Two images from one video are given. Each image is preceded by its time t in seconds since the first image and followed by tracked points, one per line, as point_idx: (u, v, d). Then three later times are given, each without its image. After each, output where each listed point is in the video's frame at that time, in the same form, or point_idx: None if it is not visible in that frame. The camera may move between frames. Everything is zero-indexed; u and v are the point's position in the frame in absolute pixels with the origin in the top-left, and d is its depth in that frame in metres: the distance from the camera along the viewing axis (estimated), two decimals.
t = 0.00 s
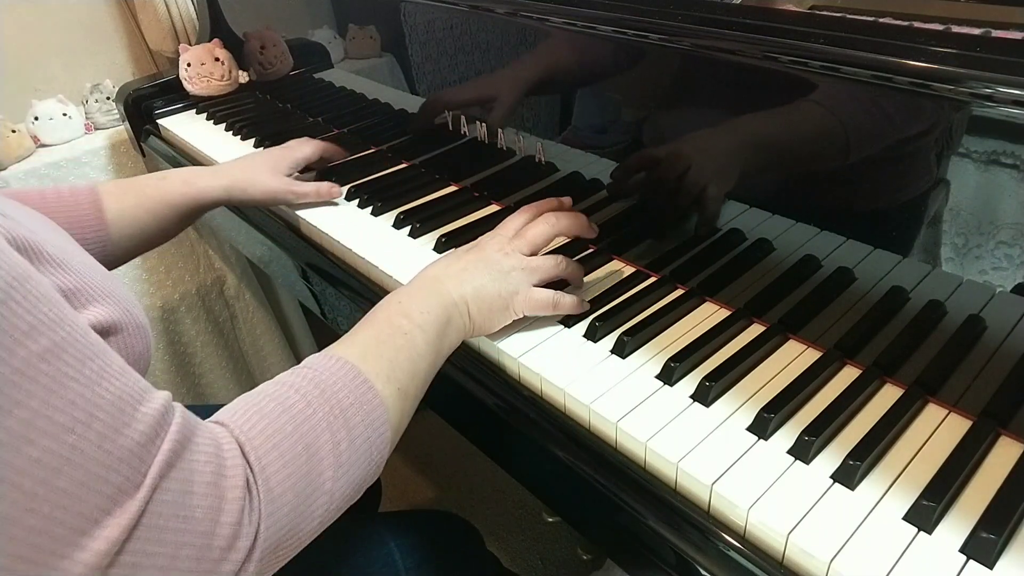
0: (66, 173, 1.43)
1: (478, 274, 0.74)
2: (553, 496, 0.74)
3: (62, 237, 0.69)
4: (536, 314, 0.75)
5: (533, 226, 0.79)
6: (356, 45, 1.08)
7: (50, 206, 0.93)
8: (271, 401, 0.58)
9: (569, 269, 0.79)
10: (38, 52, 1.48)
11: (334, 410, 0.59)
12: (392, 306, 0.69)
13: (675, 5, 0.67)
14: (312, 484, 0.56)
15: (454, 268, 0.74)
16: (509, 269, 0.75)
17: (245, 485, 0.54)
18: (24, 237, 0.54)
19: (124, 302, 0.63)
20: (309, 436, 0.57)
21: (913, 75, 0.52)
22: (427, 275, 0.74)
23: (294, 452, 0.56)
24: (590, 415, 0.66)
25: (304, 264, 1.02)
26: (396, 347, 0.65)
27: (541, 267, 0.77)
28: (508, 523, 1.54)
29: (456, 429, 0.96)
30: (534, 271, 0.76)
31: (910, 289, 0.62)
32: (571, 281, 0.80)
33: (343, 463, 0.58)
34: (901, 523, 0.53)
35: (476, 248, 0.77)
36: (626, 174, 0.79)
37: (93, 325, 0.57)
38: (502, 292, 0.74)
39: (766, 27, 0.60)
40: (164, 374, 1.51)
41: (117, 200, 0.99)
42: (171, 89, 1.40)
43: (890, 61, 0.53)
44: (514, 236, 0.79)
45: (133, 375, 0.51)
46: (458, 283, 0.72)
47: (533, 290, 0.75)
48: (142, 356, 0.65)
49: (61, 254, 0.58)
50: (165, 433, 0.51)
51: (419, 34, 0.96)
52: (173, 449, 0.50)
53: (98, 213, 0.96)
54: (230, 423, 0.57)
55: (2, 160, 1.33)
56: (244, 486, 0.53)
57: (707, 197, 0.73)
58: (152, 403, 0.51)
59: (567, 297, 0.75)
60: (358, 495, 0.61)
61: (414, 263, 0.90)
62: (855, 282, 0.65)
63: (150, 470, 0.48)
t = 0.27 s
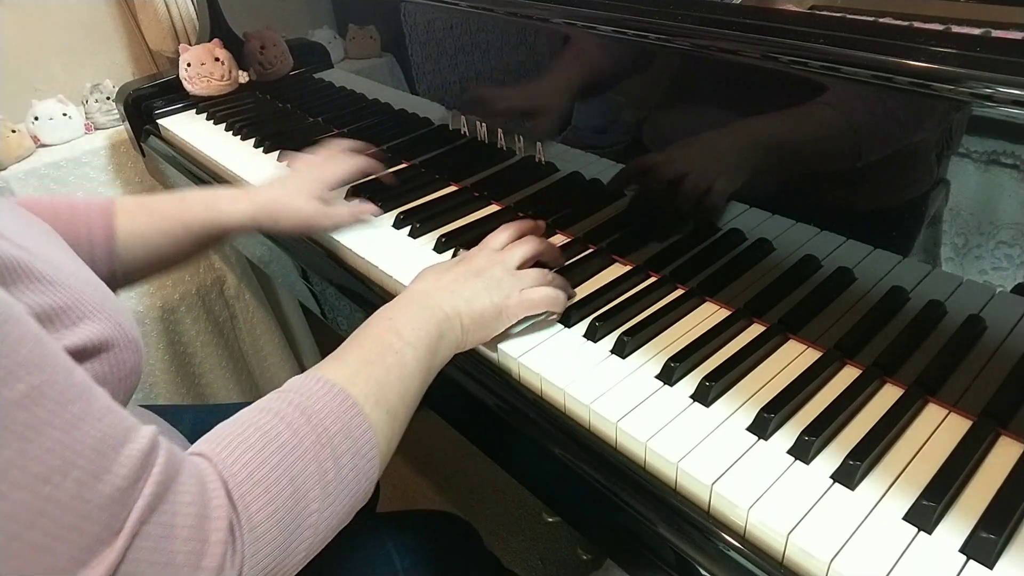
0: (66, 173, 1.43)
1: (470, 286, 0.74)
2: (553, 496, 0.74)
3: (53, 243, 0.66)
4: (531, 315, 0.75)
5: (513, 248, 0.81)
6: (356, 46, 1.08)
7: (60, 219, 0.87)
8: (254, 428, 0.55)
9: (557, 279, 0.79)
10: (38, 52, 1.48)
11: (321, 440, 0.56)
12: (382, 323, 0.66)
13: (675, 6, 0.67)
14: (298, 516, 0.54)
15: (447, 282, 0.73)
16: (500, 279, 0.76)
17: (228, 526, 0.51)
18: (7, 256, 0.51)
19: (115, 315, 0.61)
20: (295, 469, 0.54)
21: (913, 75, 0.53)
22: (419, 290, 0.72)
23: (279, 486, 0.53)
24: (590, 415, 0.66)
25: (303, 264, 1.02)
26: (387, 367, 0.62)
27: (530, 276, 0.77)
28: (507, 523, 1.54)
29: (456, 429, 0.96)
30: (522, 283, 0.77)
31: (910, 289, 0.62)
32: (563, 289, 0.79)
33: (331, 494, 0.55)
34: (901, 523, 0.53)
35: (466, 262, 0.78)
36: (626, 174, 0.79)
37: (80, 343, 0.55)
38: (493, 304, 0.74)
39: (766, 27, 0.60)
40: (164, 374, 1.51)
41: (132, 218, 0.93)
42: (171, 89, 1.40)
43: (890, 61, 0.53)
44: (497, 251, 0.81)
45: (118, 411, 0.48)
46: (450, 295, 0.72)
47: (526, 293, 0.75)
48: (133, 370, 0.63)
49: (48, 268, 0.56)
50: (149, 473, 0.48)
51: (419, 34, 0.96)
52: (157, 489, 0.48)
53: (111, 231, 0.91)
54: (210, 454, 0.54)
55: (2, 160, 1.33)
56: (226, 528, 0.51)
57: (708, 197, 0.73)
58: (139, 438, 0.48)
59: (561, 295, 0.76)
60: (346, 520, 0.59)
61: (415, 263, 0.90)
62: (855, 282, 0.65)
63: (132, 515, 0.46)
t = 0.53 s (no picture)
0: (66, 173, 1.43)
1: (452, 293, 0.73)
2: (553, 496, 0.74)
3: (59, 254, 0.65)
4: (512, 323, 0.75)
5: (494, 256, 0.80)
6: (356, 46, 1.08)
7: (132, 209, 0.90)
8: (224, 452, 0.54)
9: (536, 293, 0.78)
10: (38, 52, 1.48)
11: (295, 463, 0.54)
12: (358, 333, 0.65)
13: (675, 6, 0.67)
14: (272, 543, 0.53)
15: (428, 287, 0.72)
16: (481, 287, 0.75)
17: (198, 557, 0.49)
18: None
19: (106, 331, 0.59)
20: (267, 494, 0.53)
21: (914, 75, 0.53)
22: (397, 294, 0.71)
23: (252, 513, 0.52)
24: (590, 415, 0.66)
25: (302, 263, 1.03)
26: (363, 381, 0.61)
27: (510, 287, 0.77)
28: (508, 523, 1.54)
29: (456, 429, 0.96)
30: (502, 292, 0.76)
31: (910, 289, 0.62)
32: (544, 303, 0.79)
33: (305, 519, 0.54)
34: (902, 523, 0.53)
35: (448, 266, 0.76)
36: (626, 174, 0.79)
37: (60, 363, 0.53)
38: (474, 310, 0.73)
39: (766, 27, 0.60)
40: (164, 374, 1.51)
41: (204, 213, 0.93)
42: (171, 89, 1.40)
43: (890, 61, 0.53)
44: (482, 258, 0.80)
45: (86, 439, 0.46)
46: (431, 303, 0.71)
47: (507, 301, 0.75)
48: (126, 389, 0.61)
49: (34, 282, 0.54)
50: (118, 498, 0.47)
51: (419, 34, 0.96)
52: (128, 511, 0.47)
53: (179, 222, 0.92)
54: (178, 482, 0.52)
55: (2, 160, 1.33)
56: (197, 559, 0.49)
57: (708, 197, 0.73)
58: (107, 464, 0.47)
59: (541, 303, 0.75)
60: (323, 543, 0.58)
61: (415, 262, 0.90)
62: (855, 282, 0.65)
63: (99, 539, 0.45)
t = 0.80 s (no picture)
0: (66, 173, 1.43)
1: (446, 280, 0.73)
2: (553, 496, 0.74)
3: (59, 256, 0.65)
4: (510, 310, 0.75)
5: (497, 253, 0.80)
6: (356, 46, 1.08)
7: (94, 221, 0.90)
8: (226, 448, 0.53)
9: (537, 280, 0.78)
10: (37, 52, 1.48)
11: (299, 458, 0.54)
12: (353, 322, 0.66)
13: (675, 6, 0.67)
14: (279, 536, 0.53)
15: (422, 275, 0.73)
16: (476, 272, 0.76)
17: (209, 556, 0.50)
18: None
19: (107, 332, 0.59)
20: (273, 489, 0.53)
21: (914, 75, 0.53)
22: (393, 283, 0.72)
23: (259, 509, 0.52)
24: (590, 415, 0.66)
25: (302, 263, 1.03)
26: (361, 369, 0.62)
27: (507, 272, 0.77)
28: (507, 523, 1.54)
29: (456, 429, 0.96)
30: (500, 276, 0.76)
31: (910, 289, 0.62)
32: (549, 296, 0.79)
33: (311, 511, 0.54)
34: (902, 523, 0.53)
35: (442, 255, 0.77)
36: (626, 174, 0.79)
37: (59, 364, 0.53)
38: (470, 297, 0.73)
39: (766, 27, 0.60)
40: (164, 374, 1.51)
41: (162, 228, 0.94)
42: (171, 89, 1.40)
43: (890, 61, 0.53)
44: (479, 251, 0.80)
45: (89, 441, 0.47)
46: (425, 290, 0.71)
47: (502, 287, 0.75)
48: (128, 389, 0.61)
49: (33, 283, 0.54)
50: (127, 498, 0.47)
51: (419, 34, 0.96)
52: (139, 510, 0.47)
53: (140, 238, 0.92)
54: (182, 481, 0.52)
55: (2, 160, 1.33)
56: (207, 558, 0.50)
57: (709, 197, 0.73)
58: (113, 466, 0.47)
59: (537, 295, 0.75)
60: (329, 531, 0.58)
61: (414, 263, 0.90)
62: (855, 282, 0.65)
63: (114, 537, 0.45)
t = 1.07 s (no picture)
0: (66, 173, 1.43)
1: (438, 296, 0.71)
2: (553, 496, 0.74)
3: (55, 250, 0.65)
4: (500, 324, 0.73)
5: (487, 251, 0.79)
6: (356, 46, 1.09)
7: (93, 193, 0.90)
8: (215, 455, 0.53)
9: (527, 287, 0.77)
10: (37, 52, 1.48)
11: (287, 465, 0.54)
12: (343, 336, 0.64)
13: (675, 5, 0.67)
14: (264, 546, 0.52)
15: (413, 289, 0.71)
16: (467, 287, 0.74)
17: (189, 556, 0.49)
18: None
19: (101, 326, 0.59)
20: (261, 495, 0.52)
21: (914, 75, 0.53)
22: (384, 297, 0.70)
23: (244, 514, 0.51)
24: (590, 415, 0.66)
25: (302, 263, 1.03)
26: (349, 385, 0.60)
27: (499, 283, 0.75)
28: (507, 523, 1.54)
29: (455, 429, 0.96)
30: (490, 288, 0.75)
31: (910, 289, 0.62)
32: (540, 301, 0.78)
33: (297, 520, 0.54)
34: (902, 523, 0.53)
35: (433, 269, 0.75)
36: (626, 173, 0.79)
37: (50, 359, 0.53)
38: (461, 312, 0.72)
39: (766, 27, 0.60)
40: (164, 374, 1.51)
41: (167, 193, 0.93)
42: (171, 89, 1.40)
43: (890, 61, 0.53)
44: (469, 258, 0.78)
45: (76, 444, 0.46)
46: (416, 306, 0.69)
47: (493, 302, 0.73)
48: (122, 383, 0.61)
49: (25, 278, 0.54)
50: (109, 504, 0.46)
51: (419, 34, 0.96)
52: (120, 517, 0.46)
53: (142, 204, 0.92)
54: (168, 483, 0.51)
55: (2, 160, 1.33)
56: (187, 558, 0.49)
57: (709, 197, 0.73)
58: (97, 470, 0.46)
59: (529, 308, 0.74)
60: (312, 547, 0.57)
61: (415, 262, 0.90)
62: (855, 282, 0.65)
63: (92, 545, 0.44)
